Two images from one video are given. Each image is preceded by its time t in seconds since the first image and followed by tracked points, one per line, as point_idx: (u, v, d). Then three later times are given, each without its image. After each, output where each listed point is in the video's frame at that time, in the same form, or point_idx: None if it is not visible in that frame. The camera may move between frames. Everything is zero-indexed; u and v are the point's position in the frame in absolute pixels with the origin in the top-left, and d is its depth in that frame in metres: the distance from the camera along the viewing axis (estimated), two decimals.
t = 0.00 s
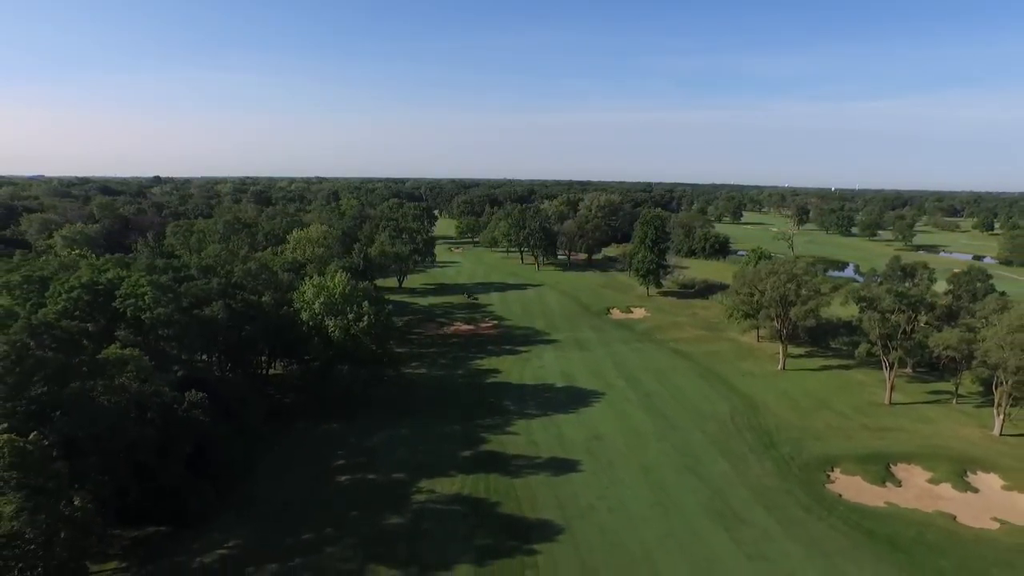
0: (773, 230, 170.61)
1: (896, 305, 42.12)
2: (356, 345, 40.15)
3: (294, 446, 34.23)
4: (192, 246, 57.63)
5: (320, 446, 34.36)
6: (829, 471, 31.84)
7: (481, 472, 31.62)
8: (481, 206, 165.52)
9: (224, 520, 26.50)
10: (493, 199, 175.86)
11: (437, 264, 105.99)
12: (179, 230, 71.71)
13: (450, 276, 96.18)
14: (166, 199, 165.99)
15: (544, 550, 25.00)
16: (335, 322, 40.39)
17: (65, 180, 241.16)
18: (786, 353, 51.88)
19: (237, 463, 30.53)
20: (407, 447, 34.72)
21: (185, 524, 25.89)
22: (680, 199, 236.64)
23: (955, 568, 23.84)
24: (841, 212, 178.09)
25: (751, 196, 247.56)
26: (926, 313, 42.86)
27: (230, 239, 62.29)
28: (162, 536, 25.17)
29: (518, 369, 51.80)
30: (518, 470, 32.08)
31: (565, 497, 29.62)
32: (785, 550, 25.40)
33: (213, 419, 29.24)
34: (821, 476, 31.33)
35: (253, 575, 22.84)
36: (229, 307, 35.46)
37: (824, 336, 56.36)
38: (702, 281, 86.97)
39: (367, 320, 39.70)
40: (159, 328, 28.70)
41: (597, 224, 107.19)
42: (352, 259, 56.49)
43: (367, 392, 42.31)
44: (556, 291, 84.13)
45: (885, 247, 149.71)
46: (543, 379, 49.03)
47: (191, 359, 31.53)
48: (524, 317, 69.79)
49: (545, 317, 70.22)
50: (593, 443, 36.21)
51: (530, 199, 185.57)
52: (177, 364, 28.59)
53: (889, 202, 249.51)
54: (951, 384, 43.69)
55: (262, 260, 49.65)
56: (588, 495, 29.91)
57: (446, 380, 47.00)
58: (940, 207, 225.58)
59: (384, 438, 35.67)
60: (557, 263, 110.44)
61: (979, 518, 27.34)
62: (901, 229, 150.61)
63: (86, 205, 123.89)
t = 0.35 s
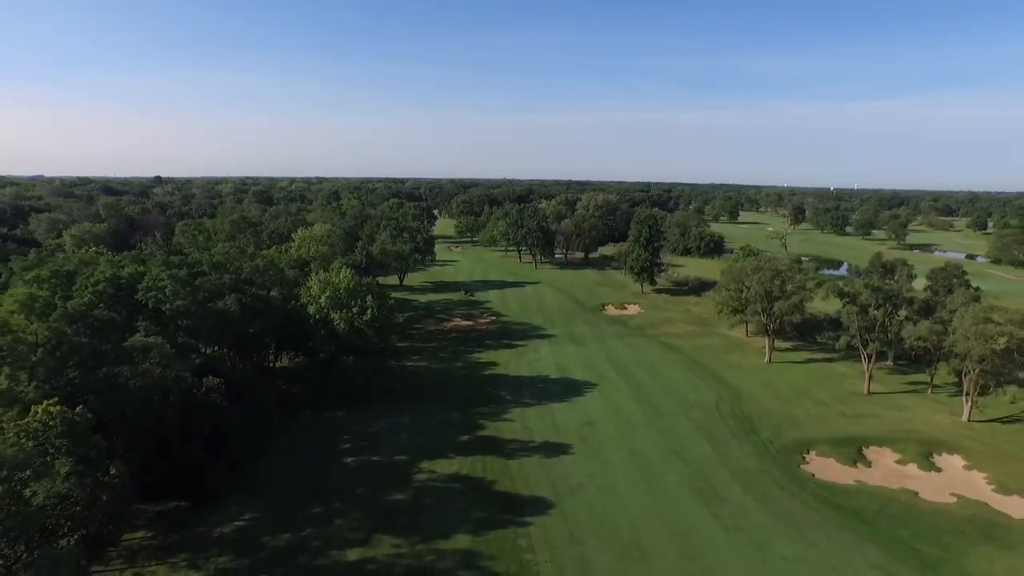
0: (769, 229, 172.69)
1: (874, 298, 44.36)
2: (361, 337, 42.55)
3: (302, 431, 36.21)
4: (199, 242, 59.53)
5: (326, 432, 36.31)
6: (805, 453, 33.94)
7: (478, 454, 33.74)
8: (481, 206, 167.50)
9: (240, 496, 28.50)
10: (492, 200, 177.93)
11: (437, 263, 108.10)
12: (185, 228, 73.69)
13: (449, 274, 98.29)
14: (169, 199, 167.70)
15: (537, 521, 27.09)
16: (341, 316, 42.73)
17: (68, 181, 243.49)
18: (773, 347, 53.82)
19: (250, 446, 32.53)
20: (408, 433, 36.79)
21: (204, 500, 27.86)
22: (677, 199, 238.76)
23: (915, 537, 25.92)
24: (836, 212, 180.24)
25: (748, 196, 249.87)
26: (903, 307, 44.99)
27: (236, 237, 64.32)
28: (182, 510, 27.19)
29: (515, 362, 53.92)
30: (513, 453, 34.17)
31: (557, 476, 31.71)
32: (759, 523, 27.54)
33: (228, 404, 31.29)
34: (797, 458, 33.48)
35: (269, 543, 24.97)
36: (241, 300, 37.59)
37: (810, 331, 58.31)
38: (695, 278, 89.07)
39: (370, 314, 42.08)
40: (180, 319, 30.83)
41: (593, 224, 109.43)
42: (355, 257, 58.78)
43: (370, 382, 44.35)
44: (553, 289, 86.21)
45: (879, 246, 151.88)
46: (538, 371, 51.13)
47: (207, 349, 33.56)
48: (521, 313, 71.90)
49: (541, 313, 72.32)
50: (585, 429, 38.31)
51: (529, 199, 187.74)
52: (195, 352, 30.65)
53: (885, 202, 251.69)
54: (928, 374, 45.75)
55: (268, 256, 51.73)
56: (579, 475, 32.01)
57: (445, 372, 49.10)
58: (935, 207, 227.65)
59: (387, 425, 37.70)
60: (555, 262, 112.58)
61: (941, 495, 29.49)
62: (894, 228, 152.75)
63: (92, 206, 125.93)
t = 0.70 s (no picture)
0: (765, 229, 174.82)
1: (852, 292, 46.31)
2: (364, 330, 44.70)
3: (309, 417, 38.29)
4: (207, 239, 61.55)
5: (332, 418, 38.40)
6: (783, 437, 36.05)
7: (475, 438, 35.87)
8: (480, 206, 169.44)
9: (253, 475, 30.53)
10: (492, 199, 179.87)
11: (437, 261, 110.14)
12: (191, 227, 75.64)
13: (448, 272, 100.35)
14: (172, 199, 169.35)
15: (529, 497, 29.18)
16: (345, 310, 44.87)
17: (70, 182, 244.59)
18: (760, 341, 55.92)
19: (261, 430, 34.60)
20: (410, 419, 38.95)
21: (220, 478, 29.91)
22: (675, 198, 240.89)
23: (878, 512, 28.04)
24: (831, 211, 182.38)
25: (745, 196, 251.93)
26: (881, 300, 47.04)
27: (242, 235, 66.37)
28: (200, 487, 29.26)
29: (512, 355, 56.02)
30: (509, 437, 36.29)
31: (549, 458, 33.84)
32: (736, 498, 29.70)
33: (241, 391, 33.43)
34: (775, 442, 35.63)
35: (282, 515, 27.10)
36: (251, 294, 39.61)
37: (797, 326, 60.39)
38: (689, 276, 91.19)
39: (373, 308, 44.26)
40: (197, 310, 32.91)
41: (590, 223, 111.53)
42: (357, 255, 60.92)
43: (373, 373, 46.43)
44: (550, 286, 88.30)
45: (872, 245, 154.08)
46: (534, 363, 53.24)
47: (221, 339, 35.60)
48: (518, 310, 73.99)
49: (538, 309, 74.40)
50: (577, 416, 40.43)
51: (527, 199, 189.71)
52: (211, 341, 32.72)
53: (881, 202, 253.88)
54: (906, 365, 47.82)
55: (274, 253, 53.72)
56: (569, 457, 34.09)
57: (444, 364, 51.25)
58: (930, 206, 229.89)
59: (390, 411, 39.83)
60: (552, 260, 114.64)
61: (906, 474, 31.65)
62: (888, 227, 154.93)
63: (97, 205, 127.61)
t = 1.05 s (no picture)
0: (760, 227, 176.89)
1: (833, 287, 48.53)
2: (367, 324, 46.71)
3: (315, 405, 40.28)
4: (215, 236, 63.60)
5: (338, 405, 40.41)
6: (764, 422, 38.20)
7: (473, 423, 37.98)
8: (479, 206, 171.37)
9: (264, 456, 32.47)
10: (490, 199, 181.84)
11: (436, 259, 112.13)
12: (198, 225, 77.60)
13: (448, 270, 102.39)
14: (174, 199, 170.77)
15: (523, 475, 31.36)
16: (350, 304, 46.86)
17: (70, 182, 245.44)
18: (748, 334, 58.01)
19: (270, 416, 36.51)
20: (411, 406, 41.01)
21: (234, 458, 31.84)
22: (672, 198, 243.04)
23: (847, 489, 30.19)
24: (826, 210, 184.57)
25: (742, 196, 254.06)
26: (861, 295, 49.23)
27: (247, 233, 68.42)
28: (216, 466, 31.19)
29: (510, 349, 58.14)
30: (505, 422, 38.41)
31: (543, 441, 35.98)
32: (717, 477, 31.79)
33: (252, 378, 35.32)
34: (756, 426, 37.77)
35: (293, 490, 29.20)
36: (261, 288, 41.57)
37: (784, 320, 62.38)
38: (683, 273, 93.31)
39: (376, 302, 46.28)
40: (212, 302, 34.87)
41: (587, 222, 113.55)
42: (359, 252, 62.93)
43: (376, 365, 48.43)
44: (547, 284, 90.36)
45: (866, 244, 156.22)
46: (530, 356, 55.35)
47: (233, 330, 37.53)
48: (516, 306, 76.04)
49: (535, 306, 76.44)
50: (570, 404, 42.51)
51: (526, 198, 191.66)
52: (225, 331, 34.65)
53: (877, 201, 255.98)
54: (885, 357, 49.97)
55: (280, 250, 55.65)
56: (561, 441, 36.21)
57: (444, 357, 53.27)
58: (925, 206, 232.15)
59: (392, 400, 41.91)
60: (550, 259, 116.66)
61: (877, 455, 33.82)
62: (881, 225, 157.07)
63: (102, 205, 129.56)
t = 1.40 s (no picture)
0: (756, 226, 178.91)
1: (816, 283, 50.67)
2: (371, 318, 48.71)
3: (322, 394, 42.22)
4: (222, 234, 65.64)
5: (343, 395, 42.39)
6: (747, 409, 40.27)
7: (471, 411, 40.06)
8: (478, 205, 173.38)
9: (275, 439, 34.43)
10: (489, 199, 183.77)
11: (436, 258, 114.20)
12: (202, 224, 79.55)
13: (447, 268, 104.46)
14: (177, 199, 172.45)
15: (519, 456, 33.45)
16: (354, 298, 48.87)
17: (73, 182, 247.13)
18: (737, 328, 60.12)
19: (279, 404, 38.42)
20: (412, 395, 43.05)
21: (246, 442, 33.76)
22: (670, 197, 245.01)
23: (822, 468, 32.29)
24: (821, 210, 186.72)
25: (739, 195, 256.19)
26: (844, 290, 51.36)
27: (252, 231, 70.53)
28: (230, 449, 33.09)
29: (507, 343, 60.22)
30: (502, 410, 40.52)
31: (538, 426, 38.04)
32: (701, 459, 33.81)
33: (262, 368, 37.27)
34: (739, 413, 39.87)
35: (303, 469, 31.27)
36: (270, 283, 43.51)
37: (773, 315, 64.47)
38: (677, 271, 95.45)
39: (379, 296, 48.31)
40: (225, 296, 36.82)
41: (584, 221, 115.67)
42: (362, 250, 64.98)
43: (378, 357, 50.40)
44: (544, 281, 92.47)
45: (861, 242, 158.50)
46: (527, 349, 57.45)
47: (245, 323, 39.45)
48: (514, 303, 78.09)
49: (532, 302, 78.52)
50: (565, 393, 44.58)
51: (525, 198, 193.68)
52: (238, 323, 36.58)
53: (873, 200, 258.22)
54: (867, 350, 52.07)
55: (286, 248, 57.70)
56: (555, 427, 38.27)
57: (444, 350, 55.32)
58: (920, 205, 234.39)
59: (395, 390, 43.93)
60: (547, 257, 118.71)
61: (851, 439, 35.94)
62: (875, 224, 159.35)
63: (107, 205, 131.55)
